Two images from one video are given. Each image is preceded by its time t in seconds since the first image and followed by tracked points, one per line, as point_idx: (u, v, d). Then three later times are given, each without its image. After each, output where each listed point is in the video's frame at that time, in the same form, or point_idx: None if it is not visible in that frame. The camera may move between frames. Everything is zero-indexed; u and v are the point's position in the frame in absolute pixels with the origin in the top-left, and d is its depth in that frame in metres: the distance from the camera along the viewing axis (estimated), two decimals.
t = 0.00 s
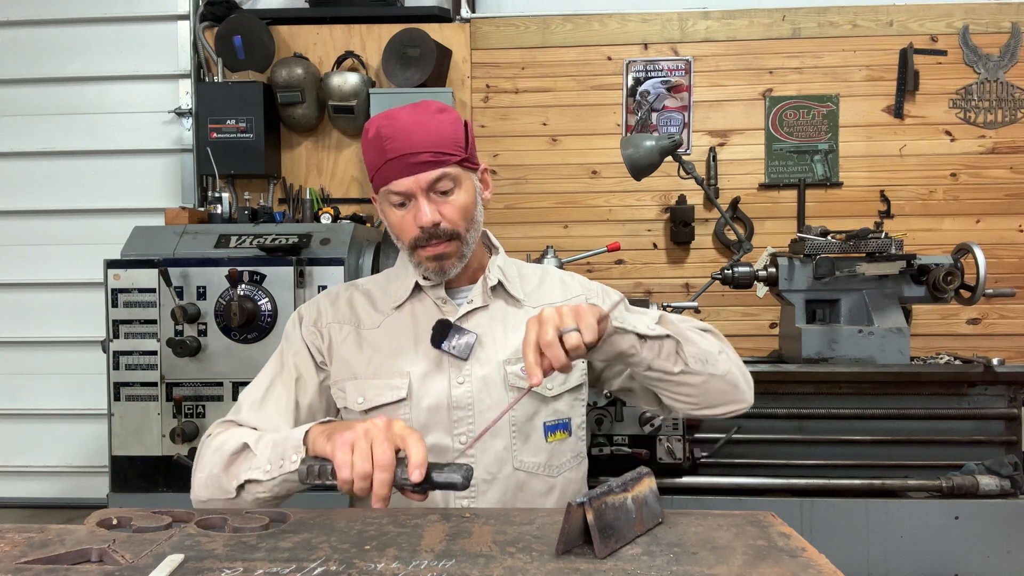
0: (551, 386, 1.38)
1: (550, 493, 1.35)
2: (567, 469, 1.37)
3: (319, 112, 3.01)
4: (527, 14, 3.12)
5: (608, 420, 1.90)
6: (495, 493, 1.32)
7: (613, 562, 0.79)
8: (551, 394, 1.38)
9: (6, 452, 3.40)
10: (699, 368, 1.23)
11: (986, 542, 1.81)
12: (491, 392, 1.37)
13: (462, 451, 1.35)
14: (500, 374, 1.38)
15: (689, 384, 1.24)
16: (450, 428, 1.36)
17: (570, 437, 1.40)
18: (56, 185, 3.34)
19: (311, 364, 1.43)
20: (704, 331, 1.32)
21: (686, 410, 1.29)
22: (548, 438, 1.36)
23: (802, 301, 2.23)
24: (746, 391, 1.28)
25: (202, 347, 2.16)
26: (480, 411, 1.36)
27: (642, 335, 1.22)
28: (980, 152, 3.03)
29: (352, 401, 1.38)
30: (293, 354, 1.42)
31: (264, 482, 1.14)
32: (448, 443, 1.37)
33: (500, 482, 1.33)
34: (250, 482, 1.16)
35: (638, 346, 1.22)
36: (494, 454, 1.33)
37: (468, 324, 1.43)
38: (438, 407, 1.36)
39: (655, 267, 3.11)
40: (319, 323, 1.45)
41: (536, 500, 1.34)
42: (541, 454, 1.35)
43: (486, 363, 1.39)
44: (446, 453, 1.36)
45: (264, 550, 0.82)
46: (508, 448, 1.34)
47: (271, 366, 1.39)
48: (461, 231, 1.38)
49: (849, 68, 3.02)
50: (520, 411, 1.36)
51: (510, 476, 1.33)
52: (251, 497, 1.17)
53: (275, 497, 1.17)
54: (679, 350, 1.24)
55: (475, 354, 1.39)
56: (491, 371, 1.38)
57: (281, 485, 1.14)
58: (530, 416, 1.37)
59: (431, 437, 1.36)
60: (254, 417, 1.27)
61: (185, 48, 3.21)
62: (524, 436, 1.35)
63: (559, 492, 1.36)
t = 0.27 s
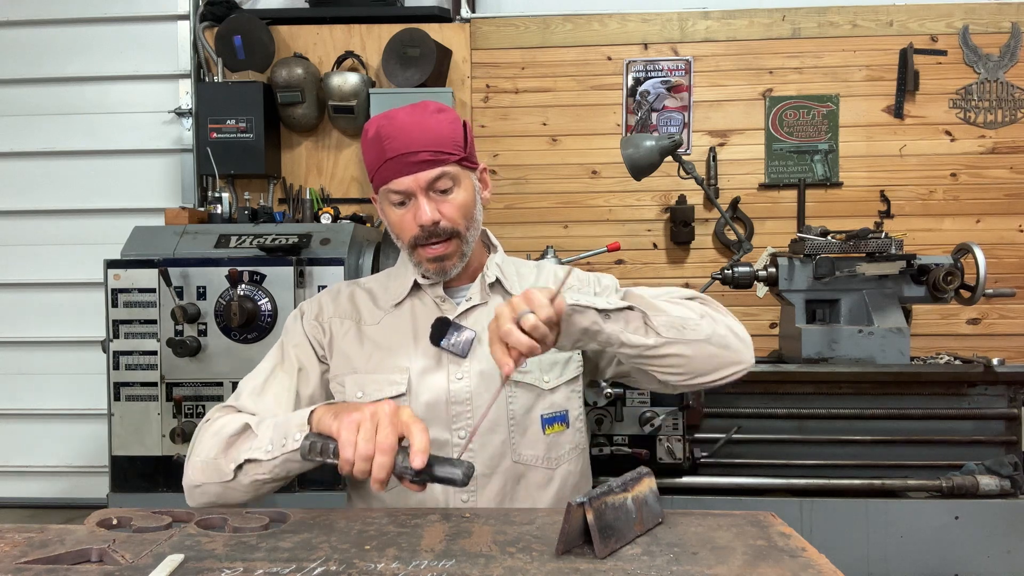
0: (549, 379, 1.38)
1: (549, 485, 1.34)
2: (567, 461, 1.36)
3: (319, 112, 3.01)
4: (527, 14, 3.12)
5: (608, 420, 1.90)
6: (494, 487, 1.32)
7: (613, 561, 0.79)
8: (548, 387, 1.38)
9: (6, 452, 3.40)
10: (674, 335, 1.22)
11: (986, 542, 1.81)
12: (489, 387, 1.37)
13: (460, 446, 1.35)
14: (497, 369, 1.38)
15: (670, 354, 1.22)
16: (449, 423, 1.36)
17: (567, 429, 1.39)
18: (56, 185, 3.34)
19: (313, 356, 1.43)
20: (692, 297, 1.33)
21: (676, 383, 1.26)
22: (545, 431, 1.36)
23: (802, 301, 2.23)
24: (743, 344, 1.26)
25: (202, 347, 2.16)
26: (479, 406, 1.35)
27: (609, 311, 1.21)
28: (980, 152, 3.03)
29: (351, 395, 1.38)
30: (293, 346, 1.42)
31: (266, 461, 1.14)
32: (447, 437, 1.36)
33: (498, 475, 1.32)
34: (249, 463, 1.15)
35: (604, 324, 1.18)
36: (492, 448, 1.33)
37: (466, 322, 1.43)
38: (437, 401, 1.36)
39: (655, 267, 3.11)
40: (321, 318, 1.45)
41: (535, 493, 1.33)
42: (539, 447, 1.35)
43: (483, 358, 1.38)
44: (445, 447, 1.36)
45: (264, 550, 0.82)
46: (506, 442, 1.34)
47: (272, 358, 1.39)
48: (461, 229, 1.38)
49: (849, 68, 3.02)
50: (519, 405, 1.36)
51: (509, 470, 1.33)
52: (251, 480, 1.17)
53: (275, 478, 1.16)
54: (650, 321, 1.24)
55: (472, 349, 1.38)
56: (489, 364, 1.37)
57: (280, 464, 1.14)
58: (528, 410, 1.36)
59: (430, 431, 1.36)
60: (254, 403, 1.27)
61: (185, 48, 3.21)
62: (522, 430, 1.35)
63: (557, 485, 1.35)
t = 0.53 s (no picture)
0: (546, 378, 1.38)
1: (546, 484, 1.33)
2: (564, 460, 1.35)
3: (319, 112, 3.01)
4: (527, 14, 3.12)
5: (608, 420, 1.90)
6: (492, 485, 1.31)
7: (613, 561, 0.79)
8: (546, 385, 1.38)
9: (6, 452, 3.40)
10: (672, 342, 1.23)
11: (986, 542, 1.81)
12: (487, 385, 1.37)
13: (457, 445, 1.33)
14: (494, 367, 1.38)
15: (664, 360, 1.23)
16: (446, 421, 1.35)
17: (565, 428, 1.38)
18: (56, 185, 3.34)
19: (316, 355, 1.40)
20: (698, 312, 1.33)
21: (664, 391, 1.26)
22: (543, 430, 1.35)
23: (802, 301, 2.23)
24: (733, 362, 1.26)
25: (202, 347, 2.16)
26: (477, 404, 1.35)
27: (609, 310, 1.24)
28: (980, 152, 3.03)
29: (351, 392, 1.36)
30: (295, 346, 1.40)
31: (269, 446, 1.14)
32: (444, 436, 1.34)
33: (495, 474, 1.32)
34: (256, 456, 1.16)
35: (604, 319, 1.20)
36: (489, 446, 1.33)
37: (463, 320, 1.43)
38: (434, 400, 1.35)
39: (655, 267, 3.11)
40: (320, 317, 1.45)
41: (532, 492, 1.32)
42: (537, 445, 1.35)
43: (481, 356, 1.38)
44: (442, 446, 1.34)
45: (264, 550, 0.82)
46: (503, 440, 1.34)
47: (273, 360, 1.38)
48: (457, 219, 1.39)
49: (849, 68, 3.02)
50: (516, 403, 1.36)
51: (506, 470, 1.32)
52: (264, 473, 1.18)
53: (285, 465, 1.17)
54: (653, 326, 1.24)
55: (470, 348, 1.38)
56: (487, 362, 1.38)
57: (282, 446, 1.14)
58: (525, 409, 1.36)
59: (427, 430, 1.35)
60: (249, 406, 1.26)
61: (185, 48, 3.21)
62: (519, 428, 1.34)
63: (555, 484, 1.33)
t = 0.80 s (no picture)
0: (547, 373, 1.38)
1: (547, 480, 1.33)
2: (564, 455, 1.35)
3: (319, 112, 3.01)
4: (527, 14, 3.12)
5: (608, 420, 1.90)
6: (493, 481, 1.31)
7: (614, 561, 0.79)
8: (546, 381, 1.38)
9: (6, 452, 3.40)
10: (722, 342, 1.18)
11: (986, 542, 1.81)
12: (488, 381, 1.37)
13: (459, 440, 1.33)
14: (494, 363, 1.38)
15: (707, 358, 1.20)
16: (447, 418, 1.35)
17: (566, 424, 1.38)
18: (56, 185, 3.34)
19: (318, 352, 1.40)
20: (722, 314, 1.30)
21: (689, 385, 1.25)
22: (543, 426, 1.35)
23: (802, 301, 2.23)
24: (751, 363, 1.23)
25: (202, 347, 2.16)
26: (478, 400, 1.35)
27: (676, 307, 1.14)
28: (980, 152, 3.03)
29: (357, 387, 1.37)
30: (301, 346, 1.39)
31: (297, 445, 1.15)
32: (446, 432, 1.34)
33: (495, 469, 1.32)
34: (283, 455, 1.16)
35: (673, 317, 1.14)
36: (490, 442, 1.33)
37: (463, 317, 1.43)
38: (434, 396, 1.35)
39: (655, 267, 3.11)
40: (324, 317, 1.45)
41: (532, 488, 1.32)
42: (538, 441, 1.35)
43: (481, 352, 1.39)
44: (445, 442, 1.34)
45: (264, 550, 0.82)
46: (504, 436, 1.34)
47: (279, 360, 1.37)
48: (449, 207, 1.42)
49: (849, 68, 3.03)
50: (517, 399, 1.36)
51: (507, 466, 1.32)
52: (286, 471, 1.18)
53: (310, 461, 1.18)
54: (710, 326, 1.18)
55: (471, 344, 1.39)
56: (488, 358, 1.38)
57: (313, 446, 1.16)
58: (525, 404, 1.36)
59: (428, 426, 1.34)
60: (264, 403, 1.23)
61: (185, 48, 3.21)
62: (519, 424, 1.35)
63: (555, 480, 1.33)
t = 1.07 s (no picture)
0: (547, 366, 1.38)
1: (547, 472, 1.34)
2: (565, 446, 1.35)
3: (319, 112, 3.01)
4: (527, 14, 3.12)
5: (607, 420, 1.89)
6: (494, 472, 1.32)
7: (613, 562, 0.79)
8: (547, 373, 1.38)
9: (6, 452, 3.40)
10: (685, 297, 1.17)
11: (986, 542, 1.81)
12: (489, 372, 1.37)
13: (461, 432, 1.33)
14: (496, 355, 1.38)
15: (682, 318, 1.17)
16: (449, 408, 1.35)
17: (566, 416, 1.38)
18: (56, 185, 3.34)
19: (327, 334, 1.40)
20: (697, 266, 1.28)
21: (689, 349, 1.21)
22: (544, 418, 1.36)
23: (802, 301, 2.23)
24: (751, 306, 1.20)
25: (202, 347, 2.16)
26: (480, 393, 1.36)
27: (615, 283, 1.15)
28: (980, 152, 3.03)
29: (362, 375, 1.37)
30: (308, 323, 1.37)
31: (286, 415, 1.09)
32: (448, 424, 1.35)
33: (496, 460, 1.33)
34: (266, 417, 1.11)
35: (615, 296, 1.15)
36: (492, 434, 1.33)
37: (465, 312, 1.44)
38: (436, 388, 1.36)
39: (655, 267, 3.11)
40: (332, 301, 1.46)
41: (534, 480, 1.33)
42: (538, 432, 1.35)
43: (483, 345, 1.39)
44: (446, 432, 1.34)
45: (264, 550, 0.82)
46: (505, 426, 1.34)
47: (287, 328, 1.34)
48: (451, 204, 1.44)
49: (849, 68, 3.03)
50: (518, 390, 1.36)
51: (509, 457, 1.33)
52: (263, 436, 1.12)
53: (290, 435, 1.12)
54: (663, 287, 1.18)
55: (473, 337, 1.39)
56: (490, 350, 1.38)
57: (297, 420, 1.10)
58: (526, 396, 1.37)
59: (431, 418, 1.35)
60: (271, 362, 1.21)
61: (185, 48, 3.21)
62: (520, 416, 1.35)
63: (556, 471, 1.34)
